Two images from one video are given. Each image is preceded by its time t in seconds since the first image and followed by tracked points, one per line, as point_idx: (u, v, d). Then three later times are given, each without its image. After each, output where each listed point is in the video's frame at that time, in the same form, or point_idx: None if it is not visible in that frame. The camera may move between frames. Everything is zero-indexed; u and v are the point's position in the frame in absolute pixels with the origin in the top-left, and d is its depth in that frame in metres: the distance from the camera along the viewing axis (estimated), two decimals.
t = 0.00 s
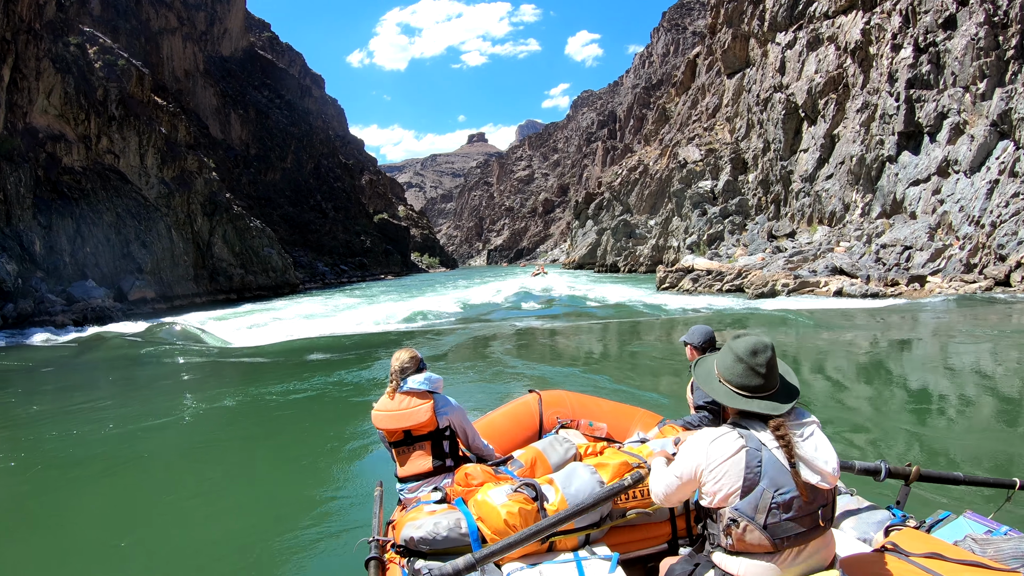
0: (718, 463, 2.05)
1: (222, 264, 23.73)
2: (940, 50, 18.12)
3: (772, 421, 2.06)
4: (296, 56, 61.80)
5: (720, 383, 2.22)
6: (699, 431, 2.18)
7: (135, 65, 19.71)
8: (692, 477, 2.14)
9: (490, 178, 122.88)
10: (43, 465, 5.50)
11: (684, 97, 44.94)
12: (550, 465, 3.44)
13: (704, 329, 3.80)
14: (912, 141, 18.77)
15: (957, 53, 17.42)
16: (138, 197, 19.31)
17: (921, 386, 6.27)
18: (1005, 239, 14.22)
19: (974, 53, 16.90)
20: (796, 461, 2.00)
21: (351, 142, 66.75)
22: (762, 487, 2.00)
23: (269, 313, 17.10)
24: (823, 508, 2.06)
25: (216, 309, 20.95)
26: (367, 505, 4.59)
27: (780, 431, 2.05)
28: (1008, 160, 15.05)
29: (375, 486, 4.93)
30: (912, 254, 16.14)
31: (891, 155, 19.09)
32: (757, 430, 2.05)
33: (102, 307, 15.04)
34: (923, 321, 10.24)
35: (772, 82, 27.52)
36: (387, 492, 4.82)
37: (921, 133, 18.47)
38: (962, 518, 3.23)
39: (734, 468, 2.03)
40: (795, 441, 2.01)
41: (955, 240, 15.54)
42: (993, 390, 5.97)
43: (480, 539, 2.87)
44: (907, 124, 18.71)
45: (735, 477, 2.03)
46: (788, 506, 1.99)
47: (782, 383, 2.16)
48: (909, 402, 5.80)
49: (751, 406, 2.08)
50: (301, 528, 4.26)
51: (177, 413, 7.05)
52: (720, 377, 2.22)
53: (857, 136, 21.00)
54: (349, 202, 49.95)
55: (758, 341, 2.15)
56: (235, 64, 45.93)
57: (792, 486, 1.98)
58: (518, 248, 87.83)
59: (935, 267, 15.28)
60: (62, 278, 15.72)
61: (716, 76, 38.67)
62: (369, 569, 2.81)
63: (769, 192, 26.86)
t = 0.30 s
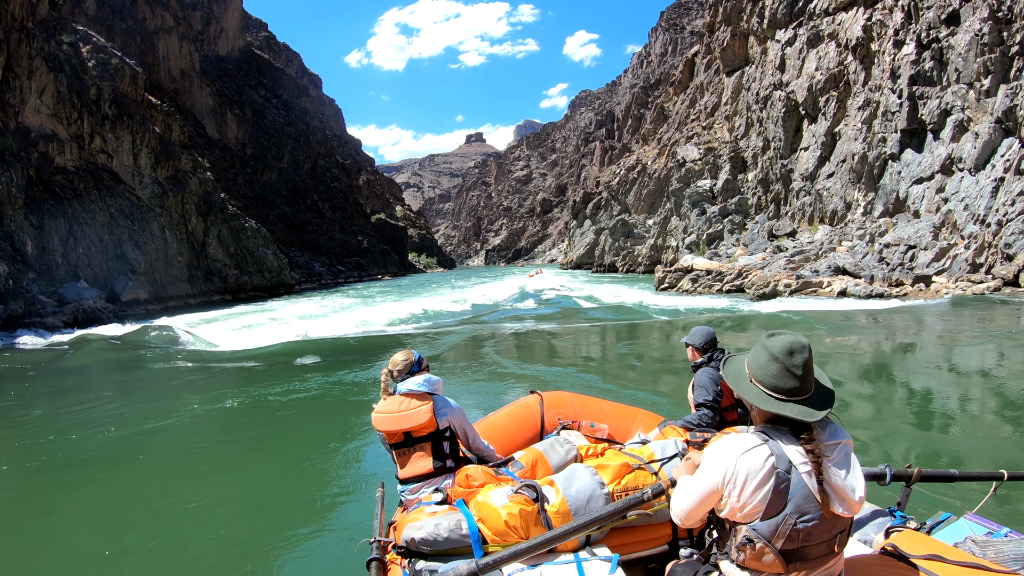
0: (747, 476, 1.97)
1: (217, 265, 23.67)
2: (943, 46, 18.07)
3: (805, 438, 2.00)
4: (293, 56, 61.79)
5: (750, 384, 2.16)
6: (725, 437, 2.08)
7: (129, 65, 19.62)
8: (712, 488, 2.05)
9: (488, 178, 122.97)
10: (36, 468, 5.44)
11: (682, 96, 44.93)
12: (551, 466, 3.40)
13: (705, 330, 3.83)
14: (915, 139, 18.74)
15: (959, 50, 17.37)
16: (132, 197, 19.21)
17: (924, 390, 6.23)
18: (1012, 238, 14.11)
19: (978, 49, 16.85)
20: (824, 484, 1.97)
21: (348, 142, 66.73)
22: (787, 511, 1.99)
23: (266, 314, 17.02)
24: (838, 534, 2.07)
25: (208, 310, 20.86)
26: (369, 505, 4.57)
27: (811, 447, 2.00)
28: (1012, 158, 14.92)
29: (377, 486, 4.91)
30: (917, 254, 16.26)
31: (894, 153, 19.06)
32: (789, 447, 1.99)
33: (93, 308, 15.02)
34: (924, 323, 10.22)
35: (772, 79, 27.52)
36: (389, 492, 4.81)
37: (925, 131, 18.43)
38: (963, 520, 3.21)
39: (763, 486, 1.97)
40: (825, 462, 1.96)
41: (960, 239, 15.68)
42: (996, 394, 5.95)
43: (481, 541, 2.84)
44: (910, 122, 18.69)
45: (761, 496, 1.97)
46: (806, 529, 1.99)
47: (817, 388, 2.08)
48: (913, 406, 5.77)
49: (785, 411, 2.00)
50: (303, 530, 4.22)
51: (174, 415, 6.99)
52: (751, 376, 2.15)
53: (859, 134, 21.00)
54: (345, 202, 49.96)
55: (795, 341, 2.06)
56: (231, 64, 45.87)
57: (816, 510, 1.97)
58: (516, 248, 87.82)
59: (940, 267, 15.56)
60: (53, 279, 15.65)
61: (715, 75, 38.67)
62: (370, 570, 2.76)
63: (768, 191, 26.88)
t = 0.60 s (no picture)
0: (753, 480, 1.94)
1: (212, 266, 23.61)
2: (946, 42, 18.10)
3: (813, 443, 1.96)
4: (291, 57, 61.78)
5: (756, 386, 2.11)
6: (730, 443, 2.07)
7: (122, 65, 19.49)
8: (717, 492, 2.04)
9: (486, 179, 122.94)
10: (30, 473, 5.36)
11: (681, 96, 44.95)
12: (551, 468, 3.37)
13: (708, 331, 3.81)
14: (919, 136, 18.68)
15: (965, 45, 17.41)
16: (126, 198, 19.14)
17: (928, 395, 6.18)
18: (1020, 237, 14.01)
19: (982, 45, 16.92)
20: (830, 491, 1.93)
21: (345, 142, 66.70)
22: (793, 520, 1.95)
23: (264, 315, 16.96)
24: (842, 541, 2.05)
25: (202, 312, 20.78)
26: (370, 507, 4.52)
27: (819, 452, 1.96)
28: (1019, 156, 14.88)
29: (377, 489, 4.86)
30: (921, 253, 16.02)
31: (897, 151, 19.02)
32: (798, 454, 1.94)
33: (84, 310, 14.97)
34: (926, 325, 10.18)
35: (772, 77, 27.54)
36: (390, 493, 4.77)
37: (928, 129, 18.39)
38: (962, 521, 3.18)
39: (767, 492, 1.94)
40: (832, 467, 1.92)
41: (967, 239, 15.41)
42: (1001, 399, 5.89)
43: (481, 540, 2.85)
44: (914, 119, 18.63)
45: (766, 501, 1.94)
46: (812, 537, 1.96)
47: (824, 391, 2.05)
48: (917, 410, 5.72)
49: (794, 412, 1.96)
50: (301, 535, 4.16)
51: (171, 418, 6.92)
52: (757, 379, 2.10)
53: (862, 132, 21.03)
54: (342, 203, 49.94)
55: (800, 342, 2.03)
56: (228, 64, 45.79)
57: (822, 517, 1.94)
58: (514, 249, 87.84)
59: (946, 267, 15.16)
60: (45, 280, 15.61)
61: (713, 75, 38.68)
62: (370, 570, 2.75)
63: (768, 190, 26.91)
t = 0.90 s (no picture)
0: (721, 476, 1.98)
1: (207, 269, 23.54)
2: (950, 38, 17.96)
3: (779, 437, 1.97)
4: (288, 59, 61.84)
5: (723, 390, 2.12)
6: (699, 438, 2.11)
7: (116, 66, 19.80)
8: (695, 487, 2.08)
9: (485, 181, 122.99)
10: (29, 479, 5.31)
11: (679, 97, 45.05)
12: (552, 475, 3.38)
13: (706, 335, 3.76)
14: (922, 134, 18.53)
15: (969, 41, 17.25)
16: (120, 201, 19.15)
17: (932, 398, 6.13)
18: None
19: (988, 40, 16.55)
20: (801, 481, 1.94)
21: (344, 145, 66.79)
22: (765, 511, 1.95)
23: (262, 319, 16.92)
24: (822, 528, 2.03)
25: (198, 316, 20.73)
26: (371, 511, 4.48)
27: (787, 447, 1.97)
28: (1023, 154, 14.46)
29: (379, 492, 4.83)
30: (927, 253, 15.86)
31: (900, 149, 18.93)
32: (764, 447, 1.97)
33: (77, 315, 14.96)
34: (929, 328, 10.13)
35: (772, 76, 27.53)
36: (392, 498, 4.72)
37: (932, 126, 18.23)
38: (960, 525, 3.15)
39: (737, 487, 1.97)
40: (799, 460, 1.93)
41: (972, 238, 15.15)
42: (1005, 401, 5.87)
43: (481, 545, 2.84)
44: (917, 117, 18.50)
45: (736, 492, 1.96)
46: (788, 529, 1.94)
47: (788, 391, 2.07)
48: (921, 413, 5.68)
49: (759, 413, 1.98)
50: (303, 540, 4.10)
51: (169, 423, 6.85)
52: (724, 384, 2.11)
53: (864, 130, 20.95)
54: (340, 205, 49.95)
55: (764, 347, 2.04)
56: (225, 66, 45.79)
57: (795, 507, 1.93)
58: (513, 251, 87.86)
59: (953, 267, 14.94)
60: (37, 285, 15.52)
61: (712, 75, 38.69)
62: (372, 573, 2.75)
63: (769, 190, 26.92)
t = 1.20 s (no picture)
0: (696, 467, 2.19)
1: (208, 276, 23.63)
2: (958, 36, 17.70)
3: (751, 432, 2.14)
4: (291, 66, 62.30)
5: (704, 396, 2.32)
6: (680, 434, 2.32)
7: (115, 73, 20.08)
8: (677, 478, 2.29)
9: (489, 187, 123.35)
10: (37, 488, 5.30)
11: (683, 100, 45.13)
12: (562, 477, 3.28)
13: (718, 342, 3.23)
14: (932, 133, 18.28)
15: (978, 38, 16.99)
16: (120, 208, 19.28)
17: (943, 403, 6.08)
18: None
19: (997, 37, 16.43)
20: (772, 469, 2.08)
21: (347, 152, 67.20)
22: (740, 494, 2.11)
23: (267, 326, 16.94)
24: (802, 513, 2.12)
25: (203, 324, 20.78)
26: (384, 517, 4.46)
27: (760, 442, 2.13)
28: None
29: (393, 498, 4.83)
30: (940, 255, 15.60)
31: (910, 149, 18.69)
32: (736, 442, 2.16)
33: (73, 323, 14.98)
34: (938, 333, 10.05)
35: (777, 77, 27.50)
36: (405, 504, 4.69)
37: (941, 125, 17.98)
38: (968, 529, 3.00)
39: (711, 476, 2.15)
40: (770, 450, 2.09)
41: (986, 239, 14.89)
42: (1018, 405, 5.80)
43: (493, 549, 2.78)
44: (926, 116, 18.26)
45: (712, 479, 2.15)
46: (764, 512, 2.08)
47: (765, 396, 2.24)
48: (932, 418, 5.63)
49: (735, 418, 2.16)
50: (316, 548, 4.07)
51: (177, 431, 6.85)
52: (705, 392, 2.30)
53: (873, 130, 20.71)
54: (342, 212, 50.24)
55: (741, 359, 2.22)
56: (227, 73, 46.12)
57: (767, 491, 2.07)
58: (517, 256, 87.85)
59: (966, 269, 14.68)
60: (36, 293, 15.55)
61: (716, 77, 38.69)
62: None
63: (775, 193, 26.85)
